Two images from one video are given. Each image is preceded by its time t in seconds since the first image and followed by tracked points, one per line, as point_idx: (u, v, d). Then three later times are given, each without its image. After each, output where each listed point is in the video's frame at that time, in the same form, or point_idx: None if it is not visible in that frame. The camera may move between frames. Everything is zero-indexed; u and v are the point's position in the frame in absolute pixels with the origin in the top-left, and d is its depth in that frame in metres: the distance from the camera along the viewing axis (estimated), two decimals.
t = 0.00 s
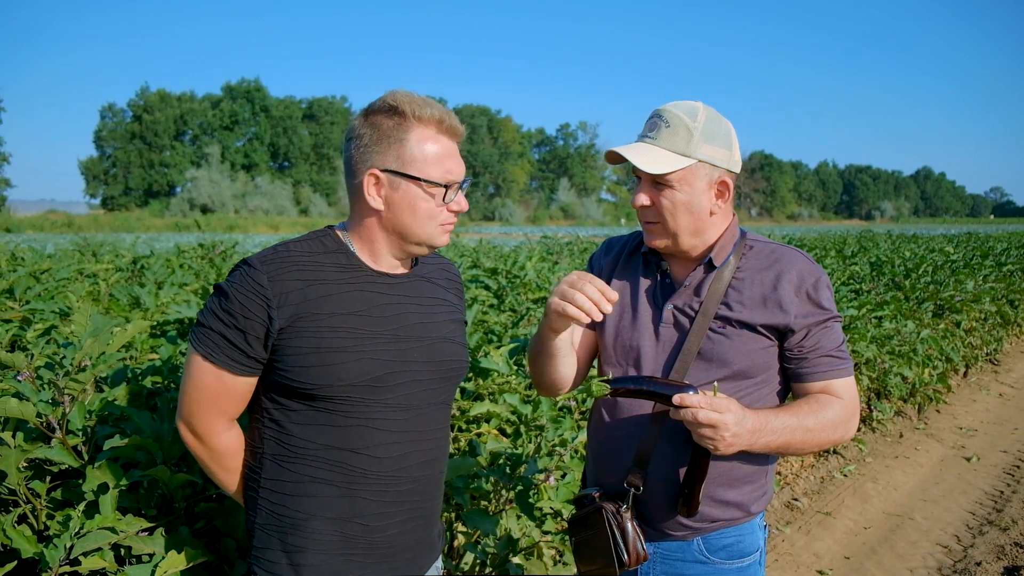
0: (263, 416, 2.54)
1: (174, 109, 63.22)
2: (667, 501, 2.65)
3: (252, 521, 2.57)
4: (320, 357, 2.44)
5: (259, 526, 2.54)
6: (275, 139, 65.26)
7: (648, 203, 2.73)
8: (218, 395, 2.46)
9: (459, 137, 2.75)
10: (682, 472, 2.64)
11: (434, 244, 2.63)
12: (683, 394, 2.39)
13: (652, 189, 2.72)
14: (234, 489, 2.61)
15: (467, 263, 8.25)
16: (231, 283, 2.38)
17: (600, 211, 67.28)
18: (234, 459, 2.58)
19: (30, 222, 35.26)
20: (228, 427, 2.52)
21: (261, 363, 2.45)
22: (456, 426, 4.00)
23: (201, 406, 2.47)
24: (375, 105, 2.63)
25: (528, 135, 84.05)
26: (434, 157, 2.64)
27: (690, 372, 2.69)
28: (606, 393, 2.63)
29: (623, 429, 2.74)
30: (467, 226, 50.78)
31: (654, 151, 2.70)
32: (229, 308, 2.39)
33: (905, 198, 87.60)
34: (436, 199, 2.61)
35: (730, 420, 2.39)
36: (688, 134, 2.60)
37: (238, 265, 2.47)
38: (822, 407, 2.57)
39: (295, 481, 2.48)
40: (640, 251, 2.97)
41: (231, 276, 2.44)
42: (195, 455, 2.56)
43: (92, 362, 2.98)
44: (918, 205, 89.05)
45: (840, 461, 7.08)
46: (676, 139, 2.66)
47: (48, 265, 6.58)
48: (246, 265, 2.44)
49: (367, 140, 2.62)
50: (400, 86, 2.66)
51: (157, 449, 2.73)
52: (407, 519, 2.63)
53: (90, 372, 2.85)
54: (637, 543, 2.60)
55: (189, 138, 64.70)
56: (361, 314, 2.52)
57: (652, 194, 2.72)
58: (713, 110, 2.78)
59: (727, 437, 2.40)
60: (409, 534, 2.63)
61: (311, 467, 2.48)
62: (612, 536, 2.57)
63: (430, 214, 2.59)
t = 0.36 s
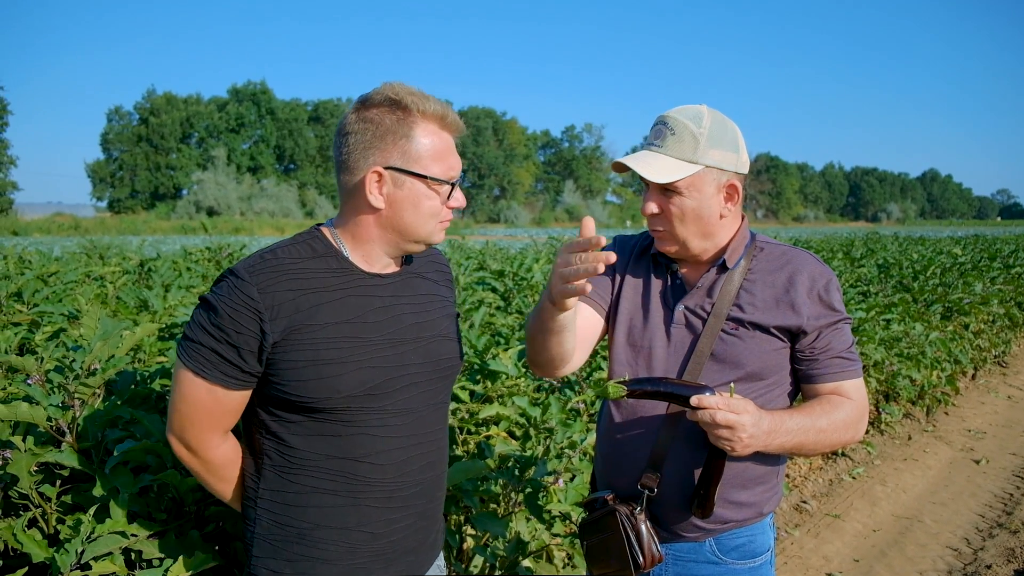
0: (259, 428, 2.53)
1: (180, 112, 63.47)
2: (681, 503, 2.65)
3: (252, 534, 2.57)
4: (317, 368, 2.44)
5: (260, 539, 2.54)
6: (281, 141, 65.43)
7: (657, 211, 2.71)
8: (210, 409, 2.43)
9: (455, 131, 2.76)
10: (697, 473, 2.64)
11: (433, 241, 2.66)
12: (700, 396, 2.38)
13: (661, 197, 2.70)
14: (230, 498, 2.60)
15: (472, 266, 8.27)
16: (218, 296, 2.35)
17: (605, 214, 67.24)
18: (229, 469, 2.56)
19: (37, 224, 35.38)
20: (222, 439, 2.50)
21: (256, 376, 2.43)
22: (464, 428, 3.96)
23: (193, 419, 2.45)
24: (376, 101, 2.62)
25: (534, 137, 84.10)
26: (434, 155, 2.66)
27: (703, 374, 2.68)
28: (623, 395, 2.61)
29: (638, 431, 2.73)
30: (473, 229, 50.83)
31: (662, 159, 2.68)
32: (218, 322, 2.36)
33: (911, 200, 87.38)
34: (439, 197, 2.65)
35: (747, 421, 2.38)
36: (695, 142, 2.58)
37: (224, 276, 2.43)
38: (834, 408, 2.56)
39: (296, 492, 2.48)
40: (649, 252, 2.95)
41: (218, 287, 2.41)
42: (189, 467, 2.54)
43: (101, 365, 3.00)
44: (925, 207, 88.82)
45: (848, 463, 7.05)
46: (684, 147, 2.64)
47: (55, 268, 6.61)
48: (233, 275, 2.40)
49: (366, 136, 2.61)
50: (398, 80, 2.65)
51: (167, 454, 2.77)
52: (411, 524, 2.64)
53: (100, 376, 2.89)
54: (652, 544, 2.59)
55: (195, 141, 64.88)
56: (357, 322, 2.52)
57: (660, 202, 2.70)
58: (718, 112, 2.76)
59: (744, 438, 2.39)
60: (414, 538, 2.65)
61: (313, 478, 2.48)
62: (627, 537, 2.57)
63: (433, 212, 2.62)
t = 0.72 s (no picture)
0: (261, 421, 2.54)
1: (174, 113, 63.34)
2: (683, 503, 2.66)
3: (254, 526, 2.58)
4: (316, 361, 2.45)
5: (262, 531, 2.55)
6: (275, 142, 65.33)
7: (656, 208, 2.73)
8: (212, 402, 2.43)
9: (445, 123, 2.76)
10: (699, 474, 2.65)
11: (426, 233, 2.66)
12: (704, 400, 2.39)
13: (660, 193, 2.72)
14: (232, 491, 2.61)
15: (469, 266, 8.27)
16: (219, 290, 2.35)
17: (599, 215, 67.31)
18: (231, 463, 2.57)
19: (30, 225, 35.24)
20: (224, 433, 2.51)
21: (257, 370, 2.44)
22: (464, 428, 3.97)
23: (196, 412, 2.45)
24: (362, 95, 2.63)
25: (528, 138, 84.14)
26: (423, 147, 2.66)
27: (703, 374, 2.69)
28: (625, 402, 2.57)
29: (639, 432, 2.74)
30: (467, 229, 50.84)
31: (662, 156, 2.70)
32: (220, 316, 2.37)
33: (905, 201, 87.71)
34: (428, 187, 2.64)
35: (750, 423, 2.38)
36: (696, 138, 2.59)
37: (226, 270, 2.44)
38: (833, 406, 2.57)
39: (297, 485, 2.49)
40: (646, 252, 2.95)
41: (219, 282, 2.42)
42: (191, 460, 2.55)
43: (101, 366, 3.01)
44: (918, 208, 89.13)
45: (844, 462, 7.07)
46: (684, 143, 2.66)
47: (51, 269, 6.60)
48: (235, 270, 2.41)
49: (355, 130, 2.63)
50: (386, 74, 2.66)
51: (169, 453, 2.77)
52: (410, 517, 2.65)
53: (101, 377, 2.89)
54: (655, 544, 2.60)
55: (189, 142, 64.73)
56: (356, 317, 2.53)
57: (660, 198, 2.72)
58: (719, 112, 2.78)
59: (747, 439, 2.39)
60: (414, 531, 2.66)
61: (313, 471, 2.49)
62: (631, 537, 2.57)
63: (423, 204, 2.62)
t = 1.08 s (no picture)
0: (287, 417, 2.59)
1: (173, 113, 63.36)
2: (680, 502, 2.67)
3: (278, 519, 2.61)
4: (340, 357, 2.49)
5: (287, 523, 2.57)
6: (275, 142, 65.32)
7: (658, 205, 2.75)
8: (243, 396, 2.50)
9: (467, 134, 2.78)
10: (695, 473, 2.66)
11: (444, 239, 2.67)
12: (697, 398, 2.41)
13: (662, 191, 2.74)
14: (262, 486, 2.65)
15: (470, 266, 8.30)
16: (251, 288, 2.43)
17: (598, 214, 67.35)
18: (262, 457, 2.62)
19: (29, 225, 35.22)
20: (255, 427, 2.56)
21: (285, 366, 2.49)
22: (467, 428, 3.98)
23: (227, 406, 2.51)
24: (382, 107, 2.70)
25: (528, 138, 84.14)
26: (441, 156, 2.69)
27: (702, 375, 2.70)
28: (621, 398, 2.62)
29: (638, 431, 2.75)
30: (466, 229, 50.83)
31: (662, 152, 2.73)
32: (251, 312, 2.44)
33: (904, 201, 87.71)
34: (444, 194, 2.66)
35: (745, 422, 2.40)
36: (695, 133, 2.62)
37: (259, 271, 2.51)
38: (833, 407, 2.58)
39: (320, 478, 2.52)
40: (650, 252, 2.97)
41: (253, 281, 2.49)
42: (224, 455, 2.60)
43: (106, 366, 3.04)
44: (917, 208, 89.13)
45: (845, 461, 7.08)
46: (685, 140, 2.69)
47: (52, 269, 6.62)
48: (266, 270, 2.48)
49: (376, 139, 2.69)
50: (407, 86, 2.72)
51: (177, 453, 2.78)
52: (431, 512, 2.65)
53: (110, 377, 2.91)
54: (654, 543, 2.61)
55: (188, 141, 64.71)
56: (379, 315, 2.57)
57: (662, 195, 2.74)
58: (722, 113, 2.81)
59: (742, 438, 2.40)
60: (434, 526, 2.66)
61: (335, 464, 2.51)
62: (629, 536, 2.58)
63: (437, 210, 2.63)
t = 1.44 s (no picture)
0: (296, 409, 2.60)
1: (170, 111, 63.29)
2: (679, 496, 2.69)
3: (286, 510, 2.63)
4: (350, 350, 2.51)
5: (295, 514, 2.59)
6: (272, 140, 65.25)
7: (667, 203, 2.75)
8: (254, 388, 2.51)
9: (477, 140, 2.82)
10: (693, 468, 2.67)
11: (450, 240, 2.68)
12: (694, 390, 2.42)
13: (669, 187, 2.74)
14: (270, 479, 2.66)
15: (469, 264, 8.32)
16: (263, 282, 2.45)
17: (596, 212, 67.37)
18: (271, 450, 2.64)
19: (27, 223, 35.19)
20: (265, 420, 2.58)
21: (295, 359, 2.51)
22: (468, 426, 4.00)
23: (237, 399, 2.53)
24: (396, 107, 2.72)
25: (525, 136, 84.09)
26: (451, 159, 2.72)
27: (703, 370, 2.72)
28: (619, 391, 2.66)
29: (637, 426, 2.77)
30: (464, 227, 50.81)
31: (666, 147, 2.74)
32: (263, 306, 2.46)
33: (902, 199, 87.82)
34: (451, 197, 2.67)
35: (741, 416, 2.42)
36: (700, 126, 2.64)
37: (271, 265, 2.54)
38: (835, 404, 2.59)
39: (329, 470, 2.54)
40: (654, 249, 3.01)
41: (264, 275, 2.51)
42: (234, 448, 2.62)
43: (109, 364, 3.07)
44: (915, 206, 89.23)
45: (843, 458, 7.11)
46: (688, 133, 2.70)
47: (52, 267, 6.64)
48: (278, 264, 2.50)
49: (389, 139, 2.72)
50: (420, 88, 2.74)
51: (179, 450, 2.80)
52: (436, 503, 2.67)
53: (113, 375, 2.92)
54: (654, 538, 2.62)
55: (186, 139, 64.65)
56: (389, 309, 2.59)
57: (670, 192, 2.74)
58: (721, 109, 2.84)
59: (738, 432, 2.42)
60: (439, 517, 2.68)
61: (344, 456, 2.53)
62: (627, 531, 2.60)
63: (444, 212, 2.65)
